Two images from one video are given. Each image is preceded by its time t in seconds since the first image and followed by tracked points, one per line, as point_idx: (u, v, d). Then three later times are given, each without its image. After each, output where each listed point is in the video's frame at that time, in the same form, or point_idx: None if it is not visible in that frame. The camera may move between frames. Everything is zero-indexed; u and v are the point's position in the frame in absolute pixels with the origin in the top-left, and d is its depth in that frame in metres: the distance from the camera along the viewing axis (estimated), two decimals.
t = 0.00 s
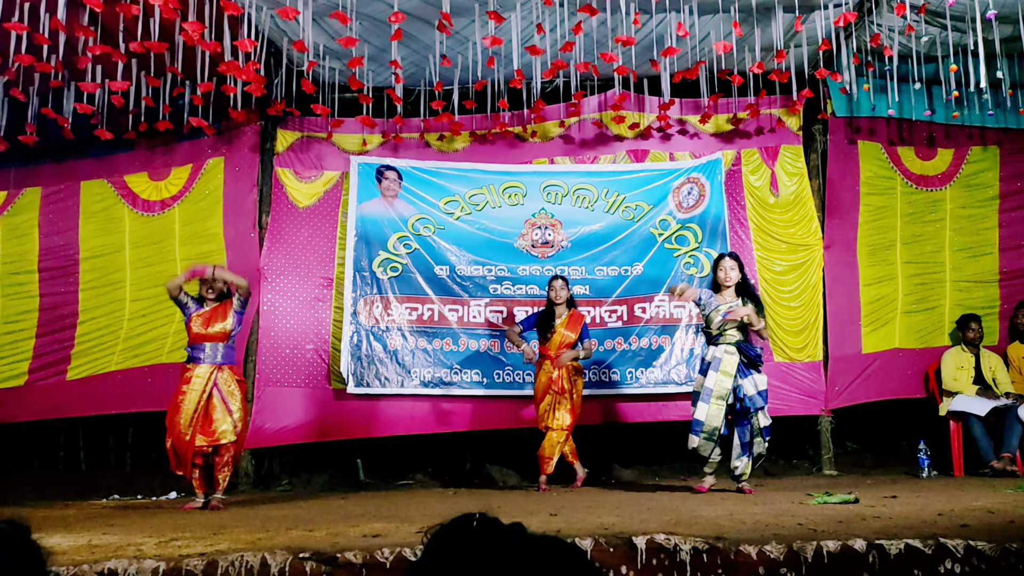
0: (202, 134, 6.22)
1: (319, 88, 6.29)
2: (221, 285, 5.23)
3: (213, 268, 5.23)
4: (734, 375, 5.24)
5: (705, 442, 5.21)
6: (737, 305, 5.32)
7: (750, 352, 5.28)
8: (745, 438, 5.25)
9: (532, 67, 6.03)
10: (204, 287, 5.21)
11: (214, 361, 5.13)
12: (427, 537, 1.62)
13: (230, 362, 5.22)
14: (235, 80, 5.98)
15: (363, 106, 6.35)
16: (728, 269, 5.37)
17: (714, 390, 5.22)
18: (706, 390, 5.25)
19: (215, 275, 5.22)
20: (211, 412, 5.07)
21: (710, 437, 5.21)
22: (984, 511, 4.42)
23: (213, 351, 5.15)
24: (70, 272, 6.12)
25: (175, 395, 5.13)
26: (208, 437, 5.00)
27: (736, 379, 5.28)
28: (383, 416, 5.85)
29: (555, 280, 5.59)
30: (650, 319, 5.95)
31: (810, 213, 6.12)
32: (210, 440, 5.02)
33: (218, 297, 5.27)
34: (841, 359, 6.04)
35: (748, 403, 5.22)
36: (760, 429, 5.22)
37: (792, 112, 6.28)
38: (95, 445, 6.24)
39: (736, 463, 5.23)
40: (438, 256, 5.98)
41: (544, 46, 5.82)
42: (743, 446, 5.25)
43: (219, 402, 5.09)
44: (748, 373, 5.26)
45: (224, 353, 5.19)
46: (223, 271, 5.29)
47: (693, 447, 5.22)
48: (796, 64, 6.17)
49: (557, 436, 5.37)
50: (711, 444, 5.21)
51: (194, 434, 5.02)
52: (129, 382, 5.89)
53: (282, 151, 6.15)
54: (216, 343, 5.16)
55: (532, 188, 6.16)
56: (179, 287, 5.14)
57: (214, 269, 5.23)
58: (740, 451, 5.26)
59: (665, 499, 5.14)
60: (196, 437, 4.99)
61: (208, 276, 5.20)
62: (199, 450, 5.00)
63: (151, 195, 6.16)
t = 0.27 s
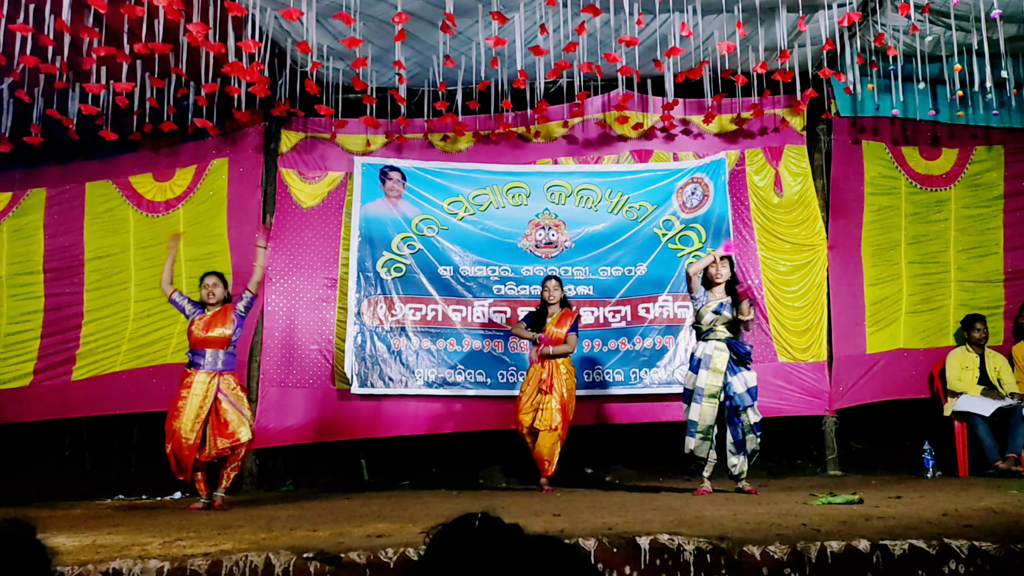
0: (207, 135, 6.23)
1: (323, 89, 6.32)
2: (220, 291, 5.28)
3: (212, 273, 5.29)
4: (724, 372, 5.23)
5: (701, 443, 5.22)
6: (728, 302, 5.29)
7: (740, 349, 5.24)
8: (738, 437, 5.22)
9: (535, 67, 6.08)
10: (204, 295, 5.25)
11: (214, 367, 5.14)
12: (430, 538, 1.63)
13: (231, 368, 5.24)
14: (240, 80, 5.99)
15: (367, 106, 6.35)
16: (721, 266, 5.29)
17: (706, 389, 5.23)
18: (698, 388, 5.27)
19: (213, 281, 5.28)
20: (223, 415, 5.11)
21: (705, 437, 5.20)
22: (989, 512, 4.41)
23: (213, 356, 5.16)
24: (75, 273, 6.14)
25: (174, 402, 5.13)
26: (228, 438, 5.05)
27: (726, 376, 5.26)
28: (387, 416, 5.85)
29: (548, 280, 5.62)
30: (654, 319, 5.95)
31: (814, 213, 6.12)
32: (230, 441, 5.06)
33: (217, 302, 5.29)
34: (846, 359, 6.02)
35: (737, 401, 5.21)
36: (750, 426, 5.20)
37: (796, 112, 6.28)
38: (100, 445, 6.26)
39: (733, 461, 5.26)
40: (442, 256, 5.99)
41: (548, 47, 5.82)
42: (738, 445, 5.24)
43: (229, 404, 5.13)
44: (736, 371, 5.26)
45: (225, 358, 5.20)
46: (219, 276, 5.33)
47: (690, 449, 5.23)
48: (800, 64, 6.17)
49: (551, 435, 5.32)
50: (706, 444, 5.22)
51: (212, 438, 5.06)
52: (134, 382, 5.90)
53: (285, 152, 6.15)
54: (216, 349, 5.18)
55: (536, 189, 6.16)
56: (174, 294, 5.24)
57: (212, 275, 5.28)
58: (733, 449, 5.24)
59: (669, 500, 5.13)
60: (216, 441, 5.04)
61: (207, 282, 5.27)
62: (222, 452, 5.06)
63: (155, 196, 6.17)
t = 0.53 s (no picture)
0: (211, 136, 6.24)
1: (327, 90, 6.33)
2: (223, 293, 5.25)
3: (215, 274, 5.27)
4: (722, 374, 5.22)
5: (696, 444, 5.24)
6: (728, 302, 5.29)
7: (738, 351, 5.25)
8: (732, 440, 5.24)
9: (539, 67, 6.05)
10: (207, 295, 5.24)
11: (217, 366, 5.15)
12: (435, 537, 1.63)
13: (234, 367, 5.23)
14: (244, 82, 5.98)
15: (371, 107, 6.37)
16: (719, 265, 5.31)
17: (703, 391, 5.22)
18: (695, 390, 5.27)
19: (216, 283, 5.24)
20: (220, 415, 5.10)
21: (702, 438, 5.22)
22: (994, 512, 4.40)
23: (217, 356, 5.17)
24: (80, 273, 6.16)
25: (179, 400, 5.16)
26: (221, 439, 5.06)
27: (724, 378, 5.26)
28: (391, 417, 5.86)
29: (543, 279, 5.51)
30: (659, 319, 5.94)
31: (819, 213, 6.11)
32: (222, 442, 5.06)
33: (221, 303, 5.29)
34: (850, 359, 6.02)
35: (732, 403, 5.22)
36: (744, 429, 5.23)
37: (801, 112, 6.23)
38: (105, 445, 6.27)
39: (723, 463, 5.26)
40: (446, 256, 5.99)
41: (551, 47, 5.81)
42: (731, 447, 5.24)
43: (227, 405, 5.11)
44: (735, 373, 5.24)
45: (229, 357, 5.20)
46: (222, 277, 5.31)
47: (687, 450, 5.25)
48: (804, 64, 6.16)
49: (552, 434, 5.33)
50: (704, 446, 5.23)
51: (205, 437, 5.06)
52: (139, 382, 5.91)
53: (290, 153, 6.17)
54: (221, 348, 5.18)
55: (540, 189, 6.16)
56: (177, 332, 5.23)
57: (215, 275, 5.26)
58: (726, 451, 5.26)
59: (673, 500, 5.13)
60: (208, 441, 5.04)
61: (210, 282, 5.23)
62: (213, 453, 5.06)
63: (160, 197, 6.19)
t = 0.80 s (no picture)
0: (215, 137, 6.25)
1: (330, 90, 6.33)
2: (227, 293, 5.31)
3: (218, 274, 5.31)
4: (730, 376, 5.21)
5: (704, 446, 5.21)
6: (735, 304, 5.31)
7: (746, 353, 5.24)
8: (738, 442, 5.22)
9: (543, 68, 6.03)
10: (209, 296, 5.29)
11: (219, 364, 5.17)
12: (438, 537, 1.63)
13: (236, 366, 5.24)
14: (246, 82, 6.01)
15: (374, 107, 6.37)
16: (726, 266, 5.35)
17: (711, 392, 5.21)
18: (703, 391, 5.25)
19: (219, 283, 5.30)
20: (208, 413, 5.07)
21: (710, 440, 5.20)
22: (999, 512, 4.40)
23: (220, 354, 5.19)
24: (84, 274, 6.17)
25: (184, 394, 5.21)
26: (198, 438, 5.01)
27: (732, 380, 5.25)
28: (395, 417, 5.87)
29: (537, 279, 5.56)
30: (662, 319, 5.94)
31: (822, 213, 6.10)
32: (201, 441, 5.02)
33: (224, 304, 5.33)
34: (854, 359, 6.01)
35: (741, 405, 5.18)
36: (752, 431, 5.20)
37: (805, 111, 6.26)
38: (109, 446, 6.29)
39: (729, 465, 5.25)
40: (449, 257, 5.99)
41: (555, 47, 5.81)
42: (737, 449, 5.23)
43: (219, 405, 5.09)
44: (742, 375, 5.24)
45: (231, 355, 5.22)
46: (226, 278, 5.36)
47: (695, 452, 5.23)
48: (808, 64, 6.15)
49: (555, 434, 5.32)
50: (711, 448, 5.20)
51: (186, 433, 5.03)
52: (143, 383, 5.92)
53: (293, 154, 6.17)
54: (223, 346, 5.20)
55: (543, 189, 6.16)
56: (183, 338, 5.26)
57: (218, 275, 5.31)
58: (733, 452, 5.24)
59: (677, 500, 5.13)
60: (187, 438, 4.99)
61: (212, 282, 5.30)
62: (190, 450, 5.02)
63: (164, 198, 6.20)
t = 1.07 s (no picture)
0: (218, 137, 6.26)
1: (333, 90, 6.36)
2: (230, 290, 5.26)
3: (220, 272, 5.28)
4: (734, 377, 5.21)
5: (706, 445, 5.19)
6: (739, 307, 5.29)
7: (750, 355, 5.24)
8: (743, 443, 5.22)
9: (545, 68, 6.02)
10: (211, 292, 5.26)
11: (219, 362, 5.16)
12: (440, 537, 1.63)
13: (236, 364, 5.23)
14: (249, 83, 6.01)
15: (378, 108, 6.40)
16: (730, 267, 5.35)
17: (714, 392, 5.20)
18: (706, 391, 5.25)
19: (222, 280, 5.26)
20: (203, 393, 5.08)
21: (713, 439, 5.18)
22: (1002, 513, 4.39)
23: (221, 352, 5.18)
24: (88, 275, 6.18)
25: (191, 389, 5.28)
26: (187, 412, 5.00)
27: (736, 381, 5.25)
28: (398, 417, 5.87)
29: (533, 281, 5.59)
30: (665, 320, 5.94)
31: (825, 213, 6.09)
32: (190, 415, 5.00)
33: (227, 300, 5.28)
34: (858, 359, 6.00)
35: (745, 407, 5.19)
36: (756, 433, 5.20)
37: (807, 112, 6.25)
38: (113, 446, 6.30)
39: (733, 463, 5.26)
40: (452, 257, 5.99)
41: (558, 47, 5.82)
42: (741, 450, 5.23)
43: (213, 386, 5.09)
44: (747, 376, 5.24)
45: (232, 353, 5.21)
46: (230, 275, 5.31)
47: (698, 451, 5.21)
48: (810, 63, 6.15)
49: (553, 435, 5.32)
50: (714, 446, 5.18)
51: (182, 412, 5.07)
52: (146, 383, 5.93)
53: (296, 154, 6.17)
54: (224, 344, 5.19)
55: (546, 190, 6.16)
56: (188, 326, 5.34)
57: (220, 273, 5.28)
58: (737, 453, 5.25)
59: (680, 500, 5.12)
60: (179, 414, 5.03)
61: (214, 279, 5.26)
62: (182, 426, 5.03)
63: (167, 198, 6.21)
